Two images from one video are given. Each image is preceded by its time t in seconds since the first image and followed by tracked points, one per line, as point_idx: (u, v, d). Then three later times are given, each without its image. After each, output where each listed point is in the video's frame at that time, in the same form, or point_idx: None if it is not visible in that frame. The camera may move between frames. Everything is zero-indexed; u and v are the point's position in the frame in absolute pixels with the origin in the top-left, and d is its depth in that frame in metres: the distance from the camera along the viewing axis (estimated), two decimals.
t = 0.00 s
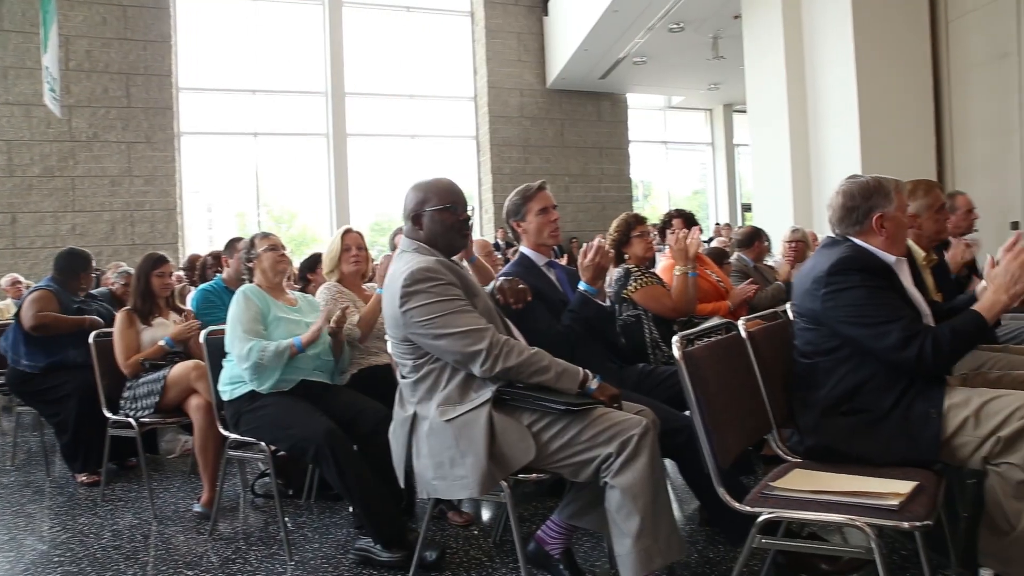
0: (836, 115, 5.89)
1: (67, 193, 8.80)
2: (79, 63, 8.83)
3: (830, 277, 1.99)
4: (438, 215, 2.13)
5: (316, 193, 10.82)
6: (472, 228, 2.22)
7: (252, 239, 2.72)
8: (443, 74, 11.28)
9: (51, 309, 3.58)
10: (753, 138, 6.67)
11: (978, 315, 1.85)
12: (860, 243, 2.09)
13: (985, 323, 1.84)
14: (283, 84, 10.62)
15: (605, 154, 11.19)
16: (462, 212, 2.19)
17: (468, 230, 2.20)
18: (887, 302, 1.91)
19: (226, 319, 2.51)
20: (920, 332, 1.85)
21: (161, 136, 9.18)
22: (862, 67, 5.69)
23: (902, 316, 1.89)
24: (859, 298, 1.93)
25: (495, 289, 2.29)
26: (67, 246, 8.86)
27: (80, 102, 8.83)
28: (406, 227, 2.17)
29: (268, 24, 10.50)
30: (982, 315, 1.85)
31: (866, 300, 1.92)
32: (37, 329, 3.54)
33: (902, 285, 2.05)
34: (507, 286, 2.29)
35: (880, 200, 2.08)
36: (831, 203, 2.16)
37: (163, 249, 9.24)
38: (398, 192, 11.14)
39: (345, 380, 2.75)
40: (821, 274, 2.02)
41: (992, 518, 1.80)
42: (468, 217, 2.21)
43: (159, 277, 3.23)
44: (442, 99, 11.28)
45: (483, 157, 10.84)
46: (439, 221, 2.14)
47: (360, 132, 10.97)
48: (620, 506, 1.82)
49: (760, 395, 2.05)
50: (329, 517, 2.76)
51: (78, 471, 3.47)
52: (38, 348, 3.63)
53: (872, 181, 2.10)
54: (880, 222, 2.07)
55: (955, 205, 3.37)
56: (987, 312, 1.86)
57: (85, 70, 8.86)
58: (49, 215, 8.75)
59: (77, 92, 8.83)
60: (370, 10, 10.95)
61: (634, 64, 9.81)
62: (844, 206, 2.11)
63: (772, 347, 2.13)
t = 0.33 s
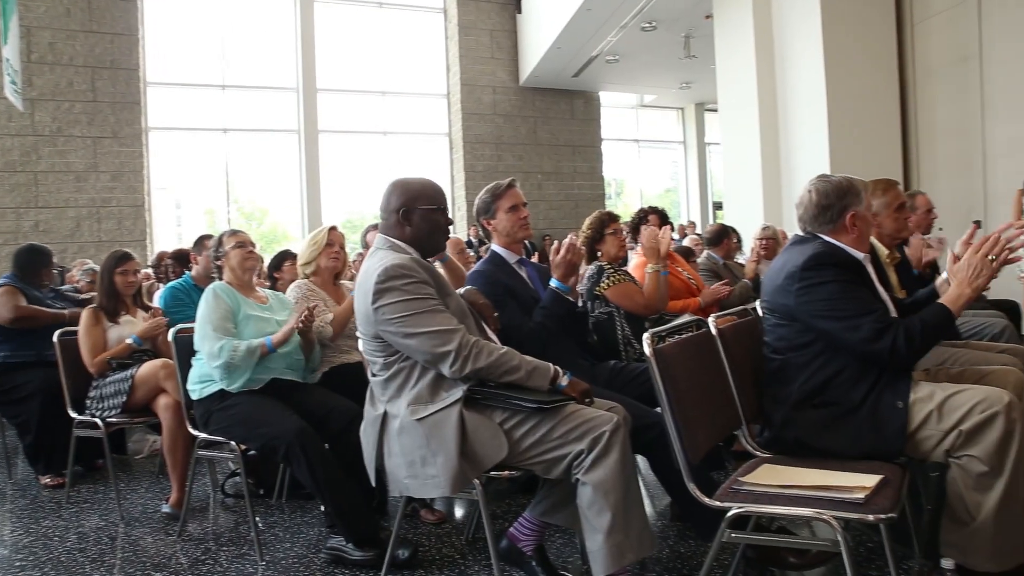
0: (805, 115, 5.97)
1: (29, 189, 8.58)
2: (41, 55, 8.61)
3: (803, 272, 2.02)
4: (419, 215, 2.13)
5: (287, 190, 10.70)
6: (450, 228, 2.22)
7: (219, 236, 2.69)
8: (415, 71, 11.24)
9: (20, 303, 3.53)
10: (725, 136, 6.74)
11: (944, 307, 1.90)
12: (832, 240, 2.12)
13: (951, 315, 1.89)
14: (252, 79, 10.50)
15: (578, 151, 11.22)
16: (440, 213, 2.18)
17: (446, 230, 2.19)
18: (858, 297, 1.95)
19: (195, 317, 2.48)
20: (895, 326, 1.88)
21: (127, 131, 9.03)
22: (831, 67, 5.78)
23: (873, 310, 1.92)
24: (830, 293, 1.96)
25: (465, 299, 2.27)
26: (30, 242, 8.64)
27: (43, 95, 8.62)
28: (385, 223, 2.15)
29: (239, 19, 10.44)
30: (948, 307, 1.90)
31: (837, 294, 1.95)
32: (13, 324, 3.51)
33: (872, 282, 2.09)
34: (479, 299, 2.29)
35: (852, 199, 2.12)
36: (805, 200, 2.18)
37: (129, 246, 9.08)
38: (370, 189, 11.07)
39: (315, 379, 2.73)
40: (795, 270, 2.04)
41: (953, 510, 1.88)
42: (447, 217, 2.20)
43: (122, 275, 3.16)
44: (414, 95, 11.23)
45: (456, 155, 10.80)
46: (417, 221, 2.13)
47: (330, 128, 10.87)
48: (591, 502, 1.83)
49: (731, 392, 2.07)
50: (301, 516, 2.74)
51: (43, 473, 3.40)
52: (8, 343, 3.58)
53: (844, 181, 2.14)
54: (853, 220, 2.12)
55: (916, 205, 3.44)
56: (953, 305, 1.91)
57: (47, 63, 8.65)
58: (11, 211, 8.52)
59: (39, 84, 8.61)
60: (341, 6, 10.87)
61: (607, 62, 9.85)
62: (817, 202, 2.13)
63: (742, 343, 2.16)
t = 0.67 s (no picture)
0: (775, 114, 6.05)
1: None
2: (2, 48, 8.42)
3: (775, 268, 2.04)
4: (410, 215, 2.12)
5: (259, 187, 10.59)
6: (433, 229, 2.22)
7: (187, 234, 2.66)
8: (388, 67, 11.19)
9: None
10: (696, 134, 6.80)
11: (910, 305, 1.93)
12: (802, 237, 2.14)
13: (916, 313, 1.92)
14: (222, 75, 10.37)
15: (551, 149, 11.25)
16: (427, 214, 2.17)
17: (431, 231, 2.19)
18: (828, 292, 1.98)
19: (164, 315, 2.44)
20: (864, 326, 1.91)
21: (92, 127, 8.87)
22: (800, 67, 5.86)
23: (842, 306, 1.95)
24: (801, 288, 1.99)
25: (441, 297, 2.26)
26: None
27: (4, 89, 8.43)
28: (373, 218, 2.13)
29: (207, 15, 10.31)
30: (915, 305, 1.93)
31: (807, 290, 1.98)
32: None
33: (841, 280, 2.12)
34: (454, 298, 2.29)
35: (822, 197, 2.15)
36: (776, 197, 2.20)
37: (96, 244, 8.93)
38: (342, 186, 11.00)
39: (287, 378, 2.70)
40: (766, 266, 2.06)
41: (916, 501, 1.87)
42: (432, 218, 2.19)
43: (86, 273, 3.10)
44: (386, 92, 11.17)
45: (429, 152, 10.77)
46: (405, 219, 2.12)
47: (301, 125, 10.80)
48: (564, 499, 1.83)
49: (702, 388, 2.08)
50: (272, 516, 2.71)
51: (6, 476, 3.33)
52: None
53: (813, 180, 2.17)
54: (822, 218, 2.14)
55: (881, 203, 3.51)
56: (920, 302, 1.94)
57: (9, 56, 8.46)
58: None
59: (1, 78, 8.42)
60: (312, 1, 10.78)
61: (580, 60, 9.88)
62: (787, 201, 2.16)
63: (713, 339, 2.18)
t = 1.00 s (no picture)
0: (752, 111, 6.10)
1: None
2: None
3: (748, 264, 2.06)
4: (381, 209, 2.11)
5: (235, 181, 10.49)
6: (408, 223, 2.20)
7: (161, 229, 2.62)
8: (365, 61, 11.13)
9: None
10: (676, 129, 6.84)
11: (885, 301, 1.95)
12: (772, 232, 2.16)
13: (891, 309, 1.95)
14: (198, 67, 10.25)
15: (529, 144, 11.24)
16: (400, 208, 2.16)
17: (404, 225, 2.17)
18: (801, 288, 2.00)
19: (138, 309, 2.40)
20: (838, 322, 1.93)
21: (63, 119, 8.72)
22: (777, 63, 5.91)
23: (815, 302, 1.97)
24: (776, 283, 2.01)
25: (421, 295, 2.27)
26: None
27: None
28: (345, 215, 2.13)
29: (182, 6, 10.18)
30: (889, 301, 1.95)
31: (780, 285, 2.00)
32: None
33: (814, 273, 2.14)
34: (434, 296, 2.28)
35: (783, 192, 2.17)
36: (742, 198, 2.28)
37: (68, 238, 8.79)
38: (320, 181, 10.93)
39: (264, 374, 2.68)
40: (740, 262, 2.08)
41: (890, 493, 1.90)
42: (406, 212, 2.18)
43: (62, 267, 3.06)
44: (364, 86, 11.11)
45: (407, 146, 10.72)
46: (377, 214, 2.11)
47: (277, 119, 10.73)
48: (542, 494, 1.84)
49: (679, 382, 2.09)
50: (249, 513, 2.69)
51: None
52: None
53: (777, 175, 2.19)
54: (783, 213, 2.17)
55: (857, 200, 3.55)
56: (893, 299, 1.96)
57: None
58: None
59: None
60: None
61: (558, 55, 9.88)
62: (752, 198, 2.24)
63: (690, 334, 2.20)
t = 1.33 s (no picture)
0: (726, 111, 6.16)
1: None
2: None
3: (721, 263, 2.08)
4: (348, 204, 2.10)
5: (208, 177, 10.37)
6: (380, 219, 2.19)
7: (133, 227, 2.57)
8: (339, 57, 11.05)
9: None
10: (652, 127, 6.88)
11: (855, 299, 1.96)
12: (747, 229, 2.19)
13: (861, 307, 1.95)
14: (170, 62, 10.11)
15: (505, 141, 11.24)
16: (369, 202, 2.14)
17: (374, 220, 2.16)
18: (773, 286, 2.01)
19: (110, 308, 2.37)
20: (810, 320, 1.95)
21: (31, 114, 8.57)
22: (750, 63, 5.96)
23: (787, 301, 1.99)
24: (748, 282, 2.02)
25: (396, 296, 2.27)
26: None
27: None
28: (313, 212, 2.12)
29: None
30: (859, 299, 1.97)
31: (752, 284, 2.01)
32: None
33: (787, 271, 2.16)
34: (410, 297, 2.29)
35: (759, 189, 2.19)
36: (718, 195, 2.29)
37: (36, 235, 8.63)
38: (294, 177, 10.85)
39: (238, 373, 2.66)
40: (714, 260, 2.10)
41: (861, 488, 1.93)
42: (376, 206, 2.17)
43: (36, 263, 3.03)
44: (339, 81, 11.04)
45: (383, 143, 10.66)
46: (344, 210, 2.10)
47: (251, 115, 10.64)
48: (515, 493, 1.84)
49: (654, 379, 2.10)
50: (223, 514, 2.66)
51: None
52: None
53: (752, 172, 2.21)
54: (759, 210, 2.19)
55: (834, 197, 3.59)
56: (864, 296, 1.97)
57: None
58: None
59: None
60: None
61: (535, 52, 9.88)
62: (727, 195, 2.25)
63: (665, 331, 2.21)
